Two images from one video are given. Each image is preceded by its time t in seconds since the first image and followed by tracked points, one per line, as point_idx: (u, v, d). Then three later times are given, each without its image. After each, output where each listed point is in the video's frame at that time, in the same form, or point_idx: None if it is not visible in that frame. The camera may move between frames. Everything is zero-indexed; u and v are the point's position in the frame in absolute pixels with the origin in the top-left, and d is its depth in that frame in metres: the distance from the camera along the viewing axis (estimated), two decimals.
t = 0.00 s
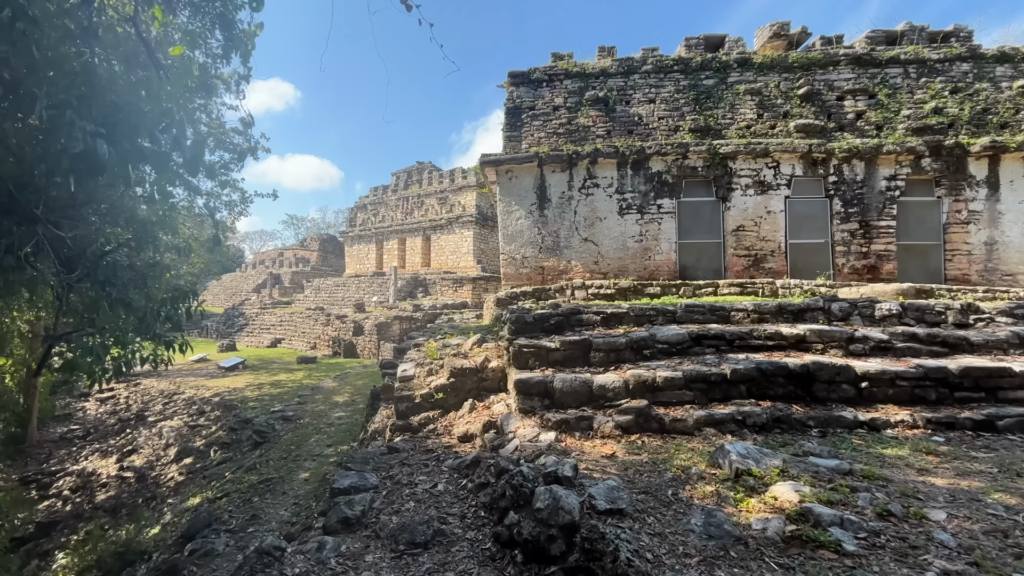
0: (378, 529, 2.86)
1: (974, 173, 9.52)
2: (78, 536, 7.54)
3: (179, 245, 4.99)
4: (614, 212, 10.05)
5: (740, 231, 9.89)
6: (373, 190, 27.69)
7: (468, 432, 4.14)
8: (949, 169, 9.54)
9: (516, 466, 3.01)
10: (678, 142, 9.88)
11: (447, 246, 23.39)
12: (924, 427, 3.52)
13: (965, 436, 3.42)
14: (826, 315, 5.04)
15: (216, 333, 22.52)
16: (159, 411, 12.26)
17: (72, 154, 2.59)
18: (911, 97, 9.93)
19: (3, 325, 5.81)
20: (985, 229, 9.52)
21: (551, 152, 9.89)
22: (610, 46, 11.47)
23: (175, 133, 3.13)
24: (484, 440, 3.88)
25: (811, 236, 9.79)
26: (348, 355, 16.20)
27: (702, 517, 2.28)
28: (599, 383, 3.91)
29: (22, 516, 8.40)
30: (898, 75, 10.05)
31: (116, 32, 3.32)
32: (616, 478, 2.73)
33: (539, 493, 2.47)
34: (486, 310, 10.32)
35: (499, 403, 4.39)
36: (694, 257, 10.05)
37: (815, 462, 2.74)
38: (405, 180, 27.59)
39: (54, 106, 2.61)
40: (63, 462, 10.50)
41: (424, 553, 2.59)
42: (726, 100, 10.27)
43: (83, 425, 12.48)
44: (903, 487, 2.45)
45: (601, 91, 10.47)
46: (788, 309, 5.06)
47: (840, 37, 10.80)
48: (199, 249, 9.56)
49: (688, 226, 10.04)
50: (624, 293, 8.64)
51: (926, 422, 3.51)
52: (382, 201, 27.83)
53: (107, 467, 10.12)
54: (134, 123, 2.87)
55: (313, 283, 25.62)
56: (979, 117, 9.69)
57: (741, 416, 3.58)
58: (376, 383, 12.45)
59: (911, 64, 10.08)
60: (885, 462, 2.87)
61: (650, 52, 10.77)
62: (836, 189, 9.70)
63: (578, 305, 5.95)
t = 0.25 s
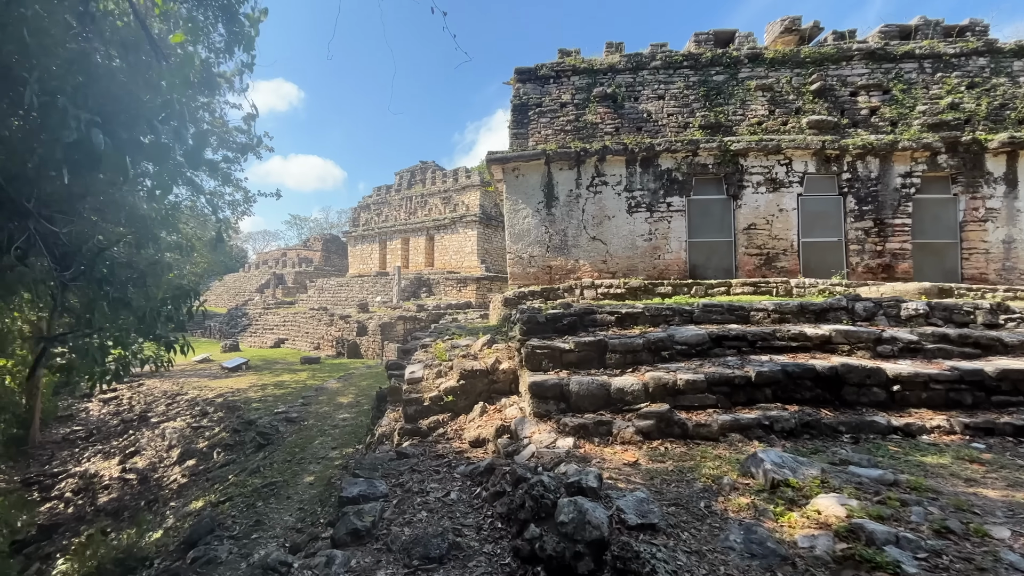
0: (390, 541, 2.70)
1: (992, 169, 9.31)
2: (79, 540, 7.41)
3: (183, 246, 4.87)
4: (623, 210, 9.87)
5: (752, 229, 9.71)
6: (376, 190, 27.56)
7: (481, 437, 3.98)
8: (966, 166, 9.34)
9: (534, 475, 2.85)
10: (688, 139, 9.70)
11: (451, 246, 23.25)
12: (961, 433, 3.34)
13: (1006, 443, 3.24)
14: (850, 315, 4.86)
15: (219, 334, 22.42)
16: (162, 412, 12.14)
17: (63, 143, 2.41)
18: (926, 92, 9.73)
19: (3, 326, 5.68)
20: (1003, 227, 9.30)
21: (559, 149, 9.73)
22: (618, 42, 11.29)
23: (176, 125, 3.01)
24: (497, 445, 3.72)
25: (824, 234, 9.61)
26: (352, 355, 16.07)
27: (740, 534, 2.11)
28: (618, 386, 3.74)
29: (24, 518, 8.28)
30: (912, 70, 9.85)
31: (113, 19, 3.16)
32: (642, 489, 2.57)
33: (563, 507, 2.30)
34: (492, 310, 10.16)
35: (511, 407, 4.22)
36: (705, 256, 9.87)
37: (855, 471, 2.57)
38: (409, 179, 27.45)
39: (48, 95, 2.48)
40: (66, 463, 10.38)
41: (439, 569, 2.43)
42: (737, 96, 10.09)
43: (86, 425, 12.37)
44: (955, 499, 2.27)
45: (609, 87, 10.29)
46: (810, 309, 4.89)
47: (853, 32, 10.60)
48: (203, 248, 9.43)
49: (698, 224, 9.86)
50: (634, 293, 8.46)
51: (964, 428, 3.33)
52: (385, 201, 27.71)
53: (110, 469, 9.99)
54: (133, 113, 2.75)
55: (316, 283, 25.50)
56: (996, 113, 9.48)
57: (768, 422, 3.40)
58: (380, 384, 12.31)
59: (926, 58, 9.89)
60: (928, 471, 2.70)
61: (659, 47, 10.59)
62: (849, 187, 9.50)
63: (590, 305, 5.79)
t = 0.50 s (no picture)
0: (393, 561, 2.50)
1: (1010, 166, 9.05)
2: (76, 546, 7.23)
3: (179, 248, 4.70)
4: (631, 209, 9.65)
5: (763, 228, 9.48)
6: (379, 190, 27.40)
7: (489, 445, 3.77)
8: (983, 163, 9.08)
9: (548, 490, 2.63)
10: (697, 136, 9.47)
11: (454, 246, 23.07)
12: (1005, 443, 3.12)
13: None
14: (875, 316, 4.63)
15: (221, 334, 22.27)
16: (162, 415, 11.97)
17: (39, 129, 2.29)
18: (942, 87, 9.48)
19: None
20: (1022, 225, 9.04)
21: (565, 146, 9.51)
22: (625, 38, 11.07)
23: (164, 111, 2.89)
24: (506, 455, 3.51)
25: (837, 233, 9.37)
26: (354, 356, 15.89)
27: (783, 561, 1.90)
28: (634, 392, 3.53)
29: (20, 523, 8.11)
30: (928, 65, 9.60)
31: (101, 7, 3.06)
32: (668, 507, 2.35)
33: (583, 528, 2.09)
34: (497, 311, 9.95)
35: (521, 413, 4.01)
36: (714, 256, 9.65)
37: (902, 488, 2.35)
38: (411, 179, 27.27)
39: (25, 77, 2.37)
40: (64, 466, 10.21)
41: None
42: (747, 92, 9.86)
43: (85, 427, 12.21)
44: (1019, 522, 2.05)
45: (617, 83, 10.08)
46: (833, 310, 4.67)
47: (866, 26, 10.35)
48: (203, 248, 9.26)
49: (708, 223, 9.64)
50: (643, 293, 8.24)
51: (1007, 437, 3.11)
52: (388, 201, 27.54)
53: (109, 472, 9.82)
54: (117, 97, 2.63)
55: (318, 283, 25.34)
56: (1015, 108, 9.22)
57: (797, 430, 3.18)
58: (383, 386, 12.11)
59: (941, 53, 9.64)
60: (977, 486, 2.48)
61: (667, 42, 10.37)
62: (863, 184, 9.26)
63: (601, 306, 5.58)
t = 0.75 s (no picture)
0: None
1: None
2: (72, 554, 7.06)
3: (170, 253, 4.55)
4: (638, 208, 9.44)
5: (773, 227, 9.26)
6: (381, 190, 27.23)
7: (495, 458, 3.57)
8: (1001, 161, 8.83)
9: (562, 512, 2.43)
10: (705, 134, 9.26)
11: (457, 246, 22.90)
12: None
13: None
14: (899, 321, 4.41)
15: (223, 335, 22.13)
16: (162, 417, 11.81)
17: (8, 121, 2.22)
18: (957, 83, 9.24)
19: None
20: None
21: (571, 145, 9.31)
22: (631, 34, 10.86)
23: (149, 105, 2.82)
24: (514, 469, 3.31)
25: (849, 233, 9.14)
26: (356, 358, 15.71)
27: None
28: (650, 403, 3.32)
29: (16, 529, 7.94)
30: (942, 61, 9.37)
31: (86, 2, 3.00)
32: (695, 535, 2.15)
33: (603, 561, 1.88)
34: (501, 313, 9.76)
35: (529, 424, 3.81)
36: (723, 256, 9.43)
37: (951, 514, 2.15)
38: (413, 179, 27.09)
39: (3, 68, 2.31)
40: (62, 470, 10.05)
41: None
42: (757, 88, 9.64)
43: (85, 430, 12.05)
44: None
45: (623, 80, 9.87)
46: (855, 314, 4.46)
47: (878, 21, 10.12)
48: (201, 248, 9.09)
49: (717, 222, 9.43)
50: (651, 295, 8.04)
51: None
52: (390, 201, 27.37)
53: (107, 476, 9.66)
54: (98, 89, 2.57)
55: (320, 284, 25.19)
56: None
57: (826, 445, 2.98)
58: (385, 389, 11.93)
59: (956, 48, 9.40)
60: None
61: (674, 39, 10.16)
62: (877, 183, 9.03)
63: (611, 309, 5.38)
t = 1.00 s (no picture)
0: None
1: None
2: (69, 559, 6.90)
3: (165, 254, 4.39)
4: (645, 205, 9.26)
5: (784, 225, 9.07)
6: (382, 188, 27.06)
7: (506, 465, 3.40)
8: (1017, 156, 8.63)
9: (584, 526, 2.25)
10: (715, 129, 9.06)
11: (459, 245, 22.74)
12: None
13: None
14: (925, 320, 4.23)
15: (224, 334, 21.98)
16: (162, 418, 11.65)
17: None
18: (972, 77, 9.04)
19: None
20: None
21: (577, 140, 9.13)
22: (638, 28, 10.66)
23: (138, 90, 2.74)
24: (527, 477, 3.14)
25: (861, 230, 8.95)
26: (357, 358, 15.55)
27: None
28: (670, 407, 3.15)
29: (13, 532, 7.78)
30: (956, 54, 9.16)
31: None
32: (731, 555, 1.97)
33: None
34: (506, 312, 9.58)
35: (541, 429, 3.64)
36: (733, 254, 9.25)
37: (1009, 531, 1.97)
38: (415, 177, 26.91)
39: None
40: (61, 471, 9.89)
41: None
42: (766, 83, 9.45)
43: (84, 431, 11.89)
44: None
45: (630, 75, 9.68)
46: (879, 313, 4.27)
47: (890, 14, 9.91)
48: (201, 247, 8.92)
49: (726, 220, 9.24)
50: (660, 294, 7.86)
51: None
52: (392, 200, 27.20)
53: (106, 477, 9.51)
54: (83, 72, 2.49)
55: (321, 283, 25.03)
56: None
57: (859, 453, 2.80)
58: (388, 389, 11.78)
59: (971, 41, 9.19)
60: None
61: (682, 32, 9.96)
62: (889, 179, 8.84)
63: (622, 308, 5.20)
